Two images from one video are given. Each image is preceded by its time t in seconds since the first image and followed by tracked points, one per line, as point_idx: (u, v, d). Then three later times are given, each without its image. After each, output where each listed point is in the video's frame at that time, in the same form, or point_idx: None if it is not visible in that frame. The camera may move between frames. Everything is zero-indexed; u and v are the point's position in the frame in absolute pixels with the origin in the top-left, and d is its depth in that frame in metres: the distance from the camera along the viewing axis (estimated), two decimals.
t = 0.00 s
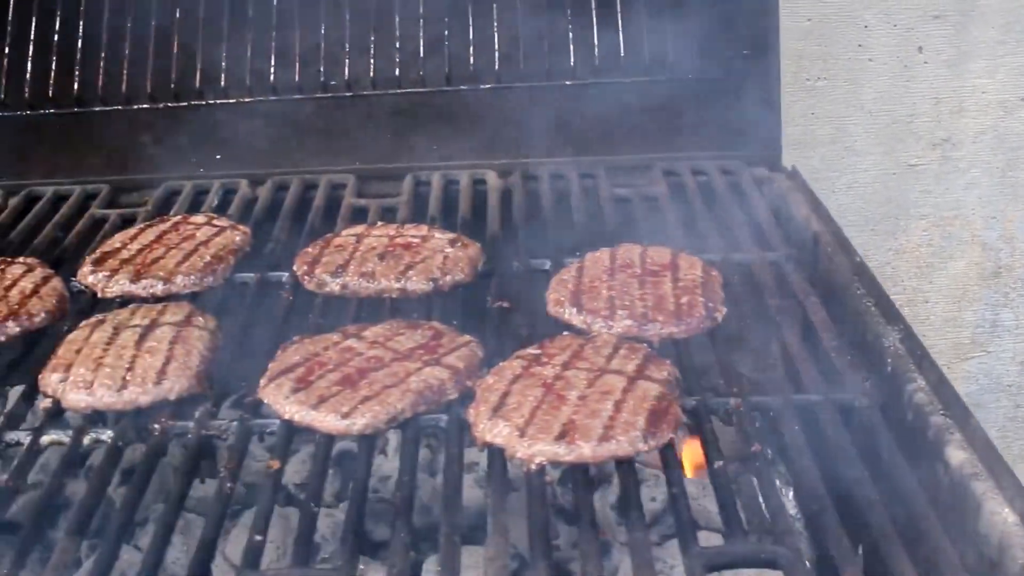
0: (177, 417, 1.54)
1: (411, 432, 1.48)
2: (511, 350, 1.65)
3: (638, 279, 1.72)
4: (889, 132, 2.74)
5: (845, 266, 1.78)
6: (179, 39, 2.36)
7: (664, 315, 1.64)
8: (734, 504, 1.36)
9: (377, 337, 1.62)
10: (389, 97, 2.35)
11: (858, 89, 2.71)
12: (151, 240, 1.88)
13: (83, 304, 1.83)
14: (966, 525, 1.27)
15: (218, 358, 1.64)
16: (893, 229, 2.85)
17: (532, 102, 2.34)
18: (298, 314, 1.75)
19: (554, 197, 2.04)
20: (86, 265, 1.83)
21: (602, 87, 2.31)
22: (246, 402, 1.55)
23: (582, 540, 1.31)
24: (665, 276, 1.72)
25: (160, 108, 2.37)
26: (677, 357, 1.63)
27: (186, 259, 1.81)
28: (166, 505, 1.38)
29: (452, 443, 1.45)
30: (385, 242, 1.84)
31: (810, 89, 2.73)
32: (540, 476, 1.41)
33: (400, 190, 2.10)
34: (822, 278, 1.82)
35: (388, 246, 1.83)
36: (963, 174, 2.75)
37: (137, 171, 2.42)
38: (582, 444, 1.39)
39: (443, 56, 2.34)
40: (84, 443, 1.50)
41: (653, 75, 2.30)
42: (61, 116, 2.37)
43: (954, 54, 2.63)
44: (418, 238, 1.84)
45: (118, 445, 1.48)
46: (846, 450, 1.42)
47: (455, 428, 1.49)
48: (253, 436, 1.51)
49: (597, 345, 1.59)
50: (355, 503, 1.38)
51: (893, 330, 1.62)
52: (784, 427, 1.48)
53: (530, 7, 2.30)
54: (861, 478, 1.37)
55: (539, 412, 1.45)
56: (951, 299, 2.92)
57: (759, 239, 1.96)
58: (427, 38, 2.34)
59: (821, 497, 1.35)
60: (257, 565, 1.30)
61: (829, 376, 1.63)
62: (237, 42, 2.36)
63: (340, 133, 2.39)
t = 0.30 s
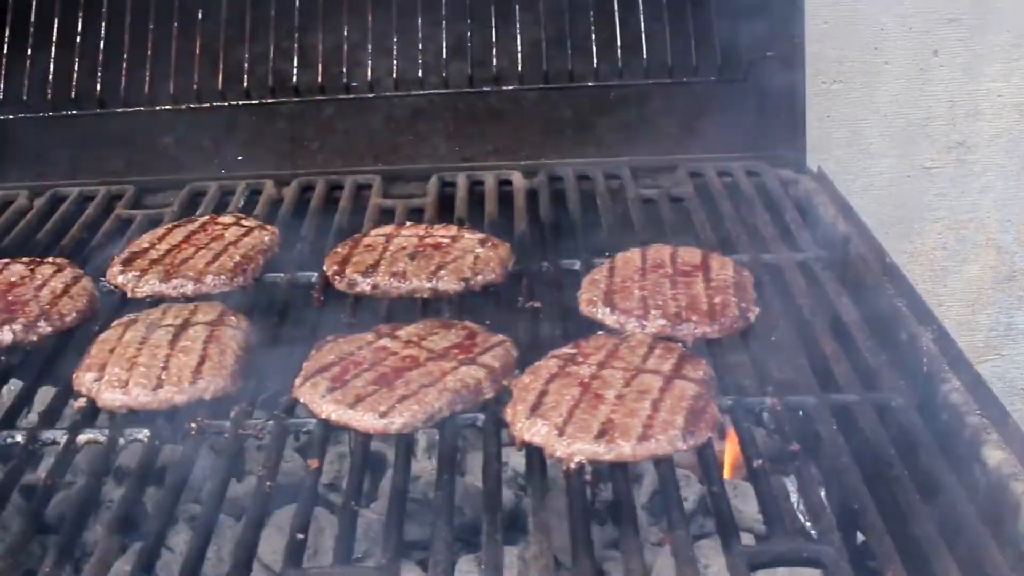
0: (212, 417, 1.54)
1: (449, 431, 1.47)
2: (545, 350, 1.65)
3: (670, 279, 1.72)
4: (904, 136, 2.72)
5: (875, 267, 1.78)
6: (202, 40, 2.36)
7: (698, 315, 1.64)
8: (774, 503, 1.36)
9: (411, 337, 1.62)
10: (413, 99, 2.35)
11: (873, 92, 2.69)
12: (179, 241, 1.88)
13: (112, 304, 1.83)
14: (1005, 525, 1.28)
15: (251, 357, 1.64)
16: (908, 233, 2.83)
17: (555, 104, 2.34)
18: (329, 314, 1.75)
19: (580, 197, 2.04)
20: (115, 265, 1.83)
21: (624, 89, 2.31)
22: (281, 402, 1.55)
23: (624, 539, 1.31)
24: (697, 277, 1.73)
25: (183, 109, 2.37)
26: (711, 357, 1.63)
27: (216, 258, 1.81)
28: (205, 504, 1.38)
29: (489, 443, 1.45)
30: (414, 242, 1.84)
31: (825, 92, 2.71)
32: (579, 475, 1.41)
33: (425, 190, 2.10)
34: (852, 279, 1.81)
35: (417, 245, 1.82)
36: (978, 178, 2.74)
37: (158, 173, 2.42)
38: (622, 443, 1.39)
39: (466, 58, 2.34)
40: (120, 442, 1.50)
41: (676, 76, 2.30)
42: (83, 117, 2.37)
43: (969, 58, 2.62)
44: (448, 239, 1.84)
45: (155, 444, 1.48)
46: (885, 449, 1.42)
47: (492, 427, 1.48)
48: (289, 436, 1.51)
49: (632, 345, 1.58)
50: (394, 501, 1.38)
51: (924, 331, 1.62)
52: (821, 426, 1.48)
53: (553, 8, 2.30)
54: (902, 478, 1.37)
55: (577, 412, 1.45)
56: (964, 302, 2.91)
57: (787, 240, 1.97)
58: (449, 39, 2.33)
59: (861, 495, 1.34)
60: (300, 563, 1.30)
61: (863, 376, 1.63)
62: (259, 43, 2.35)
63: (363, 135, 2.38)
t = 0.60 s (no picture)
0: (247, 416, 1.54)
1: (484, 431, 1.48)
2: (578, 350, 1.65)
3: (701, 279, 1.73)
4: (922, 136, 2.71)
5: (904, 267, 1.78)
6: (227, 40, 2.36)
7: (729, 315, 1.64)
8: (811, 502, 1.36)
9: (444, 337, 1.62)
10: (435, 99, 2.35)
11: (891, 92, 2.67)
12: (209, 240, 1.89)
13: (143, 304, 1.83)
14: None
15: (284, 357, 1.65)
16: (926, 233, 2.83)
17: (576, 104, 2.32)
18: (360, 314, 1.75)
19: (607, 197, 2.05)
20: (146, 264, 1.83)
21: (646, 90, 2.30)
22: (315, 402, 1.55)
23: (662, 538, 1.32)
24: (727, 277, 1.73)
25: (208, 108, 2.36)
26: (744, 357, 1.63)
27: (247, 258, 1.82)
28: (243, 503, 1.39)
29: (525, 442, 1.45)
30: (444, 242, 1.85)
31: (844, 92, 2.70)
32: (616, 475, 1.41)
33: (452, 190, 2.10)
34: (882, 279, 1.81)
35: (447, 245, 1.83)
36: (996, 178, 2.74)
37: (182, 172, 2.42)
38: (659, 443, 1.39)
39: (490, 58, 2.34)
40: (156, 442, 1.51)
41: (699, 76, 2.29)
42: (107, 116, 2.37)
43: (988, 58, 2.61)
44: (478, 239, 1.84)
45: (191, 443, 1.48)
46: (920, 449, 1.42)
47: (528, 427, 1.49)
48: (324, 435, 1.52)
49: (665, 345, 1.59)
50: (432, 500, 1.38)
51: (955, 331, 1.62)
52: (855, 426, 1.48)
53: (577, 8, 2.30)
54: (937, 478, 1.36)
55: (613, 412, 1.45)
56: (982, 302, 2.92)
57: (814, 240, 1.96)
58: (473, 39, 2.33)
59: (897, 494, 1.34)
60: (340, 563, 1.30)
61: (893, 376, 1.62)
62: (284, 44, 2.36)
63: (385, 135, 2.38)
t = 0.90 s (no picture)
0: (281, 415, 1.55)
1: (518, 430, 1.49)
2: (610, 350, 1.66)
3: (730, 279, 1.73)
4: (941, 138, 2.71)
5: (932, 268, 1.78)
6: (252, 41, 2.37)
7: (760, 315, 1.64)
8: (846, 501, 1.37)
9: (477, 336, 1.63)
10: (457, 99, 2.35)
11: (910, 95, 2.68)
12: (238, 240, 1.90)
13: (174, 302, 1.84)
14: None
15: (316, 356, 1.66)
16: (944, 235, 2.83)
17: (598, 105, 2.33)
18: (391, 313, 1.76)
19: (633, 197, 2.05)
20: (176, 263, 1.84)
21: (670, 91, 2.30)
22: (349, 400, 1.56)
23: (699, 536, 1.32)
24: (757, 277, 1.73)
25: (233, 108, 2.38)
26: (774, 357, 1.64)
27: (277, 258, 1.82)
28: (281, 500, 1.40)
29: (559, 441, 1.46)
30: (473, 242, 1.85)
31: (863, 95, 2.70)
32: (651, 473, 1.42)
33: (478, 191, 2.11)
34: (910, 280, 1.82)
35: (476, 245, 1.84)
36: (1015, 181, 2.73)
37: (206, 172, 2.43)
38: (694, 442, 1.39)
39: (514, 59, 2.34)
40: (191, 440, 1.52)
41: (723, 78, 2.29)
42: (132, 117, 2.39)
43: (1007, 60, 2.61)
44: (506, 239, 1.85)
45: (226, 441, 1.49)
46: (954, 447, 1.41)
47: (562, 425, 1.49)
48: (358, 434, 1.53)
49: (697, 344, 1.59)
50: (469, 498, 1.39)
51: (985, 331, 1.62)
52: (888, 425, 1.48)
53: (601, 10, 2.31)
54: (971, 476, 1.35)
55: (647, 411, 1.46)
56: (999, 305, 2.92)
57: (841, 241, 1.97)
58: (497, 40, 2.34)
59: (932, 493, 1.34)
60: (378, 560, 1.31)
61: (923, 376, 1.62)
62: (308, 44, 2.37)
63: (408, 136, 2.38)
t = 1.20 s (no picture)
0: (316, 413, 1.56)
1: (554, 429, 1.50)
2: (641, 349, 1.66)
3: (759, 279, 1.74)
4: (955, 140, 2.72)
5: (960, 268, 1.78)
6: (275, 41, 2.38)
7: (791, 314, 1.65)
8: (883, 499, 1.37)
9: (509, 334, 1.64)
10: (478, 100, 2.35)
11: (925, 97, 2.68)
12: (267, 239, 1.91)
13: (204, 301, 1.85)
14: None
15: (349, 354, 1.66)
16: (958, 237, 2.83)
17: (619, 106, 2.32)
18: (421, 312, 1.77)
19: (658, 197, 2.06)
20: (206, 262, 1.85)
21: (692, 92, 2.30)
22: (383, 398, 1.57)
23: (738, 534, 1.33)
24: (786, 277, 1.74)
25: (256, 109, 2.39)
26: (805, 356, 1.64)
27: (307, 257, 1.83)
28: (319, 498, 1.41)
29: (596, 439, 1.47)
30: (502, 242, 1.86)
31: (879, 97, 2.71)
32: (687, 471, 1.42)
33: (504, 191, 2.11)
34: (936, 281, 1.82)
35: (505, 245, 1.84)
36: None
37: (228, 174, 2.42)
38: (731, 440, 1.40)
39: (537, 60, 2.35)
40: (227, 438, 1.52)
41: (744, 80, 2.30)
42: (154, 117, 2.39)
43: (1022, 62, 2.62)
44: (535, 238, 1.85)
45: (263, 439, 1.50)
46: (990, 445, 1.41)
47: (597, 423, 1.50)
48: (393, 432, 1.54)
49: (730, 343, 1.60)
50: (507, 496, 1.40)
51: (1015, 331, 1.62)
52: (922, 423, 1.48)
53: (623, 11, 2.32)
54: (1008, 474, 1.35)
55: (682, 409, 1.47)
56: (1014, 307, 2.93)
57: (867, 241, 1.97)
58: (520, 41, 2.35)
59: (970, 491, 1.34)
60: (419, 557, 1.32)
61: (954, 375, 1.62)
62: (331, 44, 2.38)
63: (429, 136, 2.37)
